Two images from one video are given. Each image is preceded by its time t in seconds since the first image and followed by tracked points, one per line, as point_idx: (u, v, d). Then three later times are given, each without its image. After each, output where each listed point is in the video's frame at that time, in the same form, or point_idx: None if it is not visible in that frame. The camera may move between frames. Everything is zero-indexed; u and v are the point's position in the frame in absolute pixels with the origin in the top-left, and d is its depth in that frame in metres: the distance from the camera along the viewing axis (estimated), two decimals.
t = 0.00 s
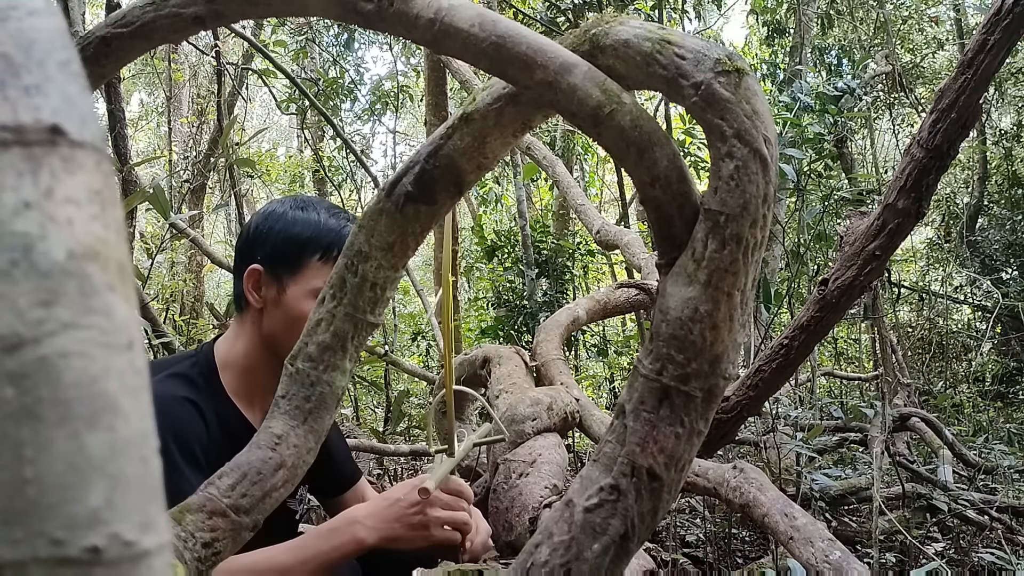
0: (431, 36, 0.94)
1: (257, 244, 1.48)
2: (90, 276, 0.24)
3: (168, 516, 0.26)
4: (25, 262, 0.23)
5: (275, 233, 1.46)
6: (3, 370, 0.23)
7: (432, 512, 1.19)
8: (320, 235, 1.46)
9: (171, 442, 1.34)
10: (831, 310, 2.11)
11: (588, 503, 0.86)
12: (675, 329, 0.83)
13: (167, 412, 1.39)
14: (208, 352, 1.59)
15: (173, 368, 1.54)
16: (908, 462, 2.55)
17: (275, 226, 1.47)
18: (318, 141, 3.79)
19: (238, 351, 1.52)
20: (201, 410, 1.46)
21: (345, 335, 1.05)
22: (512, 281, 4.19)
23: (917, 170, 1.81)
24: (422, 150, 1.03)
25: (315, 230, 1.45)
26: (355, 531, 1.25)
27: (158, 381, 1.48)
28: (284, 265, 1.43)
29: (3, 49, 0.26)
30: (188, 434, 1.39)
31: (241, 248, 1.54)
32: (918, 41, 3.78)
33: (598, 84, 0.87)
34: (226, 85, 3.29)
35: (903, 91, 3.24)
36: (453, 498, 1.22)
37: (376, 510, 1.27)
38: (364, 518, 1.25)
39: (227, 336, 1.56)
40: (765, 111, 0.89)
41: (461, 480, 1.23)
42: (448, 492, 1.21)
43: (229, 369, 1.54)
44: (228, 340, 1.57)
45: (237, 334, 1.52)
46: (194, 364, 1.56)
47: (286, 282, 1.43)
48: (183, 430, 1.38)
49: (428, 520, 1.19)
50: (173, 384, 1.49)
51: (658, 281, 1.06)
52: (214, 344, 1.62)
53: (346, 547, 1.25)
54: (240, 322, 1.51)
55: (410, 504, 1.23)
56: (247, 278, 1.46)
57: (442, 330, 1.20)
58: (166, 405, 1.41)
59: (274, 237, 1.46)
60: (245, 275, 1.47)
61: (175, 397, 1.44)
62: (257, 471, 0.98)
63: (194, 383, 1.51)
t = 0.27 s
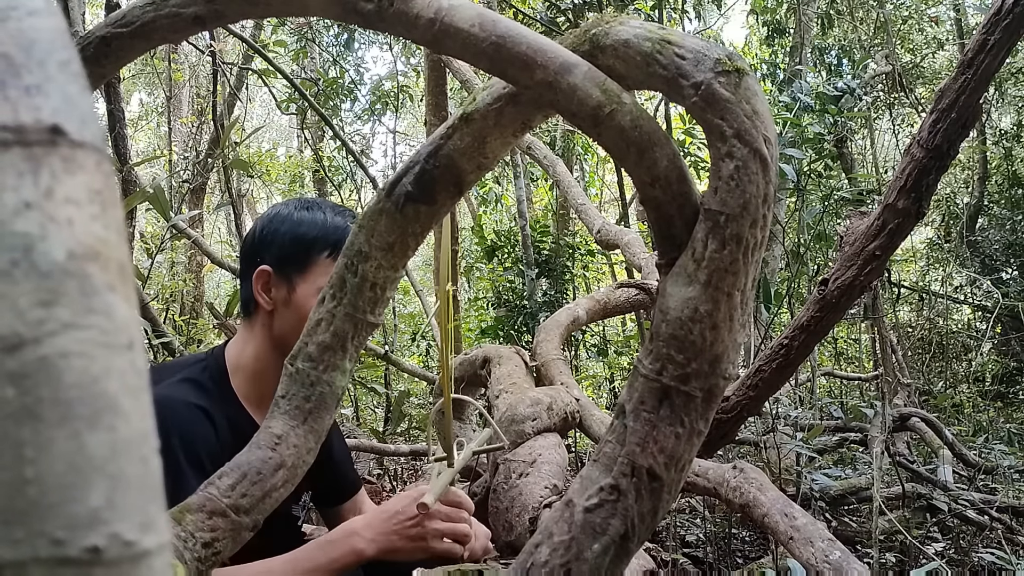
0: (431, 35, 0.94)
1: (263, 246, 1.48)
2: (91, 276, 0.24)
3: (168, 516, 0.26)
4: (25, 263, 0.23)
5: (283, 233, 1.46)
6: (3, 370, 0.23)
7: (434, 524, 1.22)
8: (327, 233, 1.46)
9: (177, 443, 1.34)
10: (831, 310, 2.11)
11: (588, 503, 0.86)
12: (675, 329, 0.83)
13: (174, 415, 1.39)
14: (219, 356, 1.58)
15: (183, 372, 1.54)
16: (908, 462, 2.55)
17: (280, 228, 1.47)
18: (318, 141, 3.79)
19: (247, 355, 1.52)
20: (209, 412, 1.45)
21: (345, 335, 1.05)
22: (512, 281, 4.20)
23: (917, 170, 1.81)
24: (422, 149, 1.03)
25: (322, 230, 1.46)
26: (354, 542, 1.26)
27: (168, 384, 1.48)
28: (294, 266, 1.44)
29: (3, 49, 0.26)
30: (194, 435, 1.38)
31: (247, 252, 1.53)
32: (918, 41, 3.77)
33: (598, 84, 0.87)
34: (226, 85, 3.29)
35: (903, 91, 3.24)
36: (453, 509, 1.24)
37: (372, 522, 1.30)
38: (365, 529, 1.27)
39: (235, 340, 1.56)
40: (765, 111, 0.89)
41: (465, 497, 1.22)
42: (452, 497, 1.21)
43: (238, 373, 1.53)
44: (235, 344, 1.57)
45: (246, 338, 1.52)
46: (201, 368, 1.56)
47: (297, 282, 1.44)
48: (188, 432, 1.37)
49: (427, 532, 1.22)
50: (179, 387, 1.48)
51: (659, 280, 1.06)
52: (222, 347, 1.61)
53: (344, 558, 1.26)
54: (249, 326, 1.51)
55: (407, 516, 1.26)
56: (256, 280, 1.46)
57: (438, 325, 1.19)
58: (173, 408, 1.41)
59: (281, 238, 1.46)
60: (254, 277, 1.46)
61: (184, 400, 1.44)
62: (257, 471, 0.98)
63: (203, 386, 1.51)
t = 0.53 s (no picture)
0: (431, 35, 0.94)
1: (273, 247, 1.51)
2: (90, 275, 0.24)
3: (168, 516, 0.26)
4: (24, 262, 0.23)
5: (293, 234, 1.50)
6: (2, 370, 0.23)
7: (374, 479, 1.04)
8: (337, 234, 1.51)
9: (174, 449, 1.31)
10: (831, 310, 2.11)
11: (588, 503, 0.86)
12: (675, 329, 0.83)
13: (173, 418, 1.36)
14: (224, 359, 1.55)
15: (188, 373, 1.51)
16: (908, 462, 2.55)
17: (291, 230, 1.51)
18: (317, 141, 3.79)
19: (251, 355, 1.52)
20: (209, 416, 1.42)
21: (345, 335, 1.05)
22: (512, 281, 4.20)
23: (917, 170, 1.81)
24: (422, 149, 1.03)
25: (332, 231, 1.50)
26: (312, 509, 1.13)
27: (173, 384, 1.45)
28: (306, 266, 1.48)
29: (2, 49, 0.26)
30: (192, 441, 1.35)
31: (252, 253, 1.55)
32: (918, 42, 3.78)
33: (598, 85, 0.87)
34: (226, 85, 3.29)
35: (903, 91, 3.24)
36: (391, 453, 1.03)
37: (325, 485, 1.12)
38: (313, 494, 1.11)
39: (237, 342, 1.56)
40: (765, 111, 0.89)
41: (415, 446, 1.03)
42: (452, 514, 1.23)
43: (242, 375, 1.51)
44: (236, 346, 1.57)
45: (252, 338, 1.53)
46: (205, 367, 1.54)
47: (308, 281, 1.48)
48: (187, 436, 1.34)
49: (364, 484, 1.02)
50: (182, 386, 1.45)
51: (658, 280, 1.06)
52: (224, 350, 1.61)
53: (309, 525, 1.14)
54: (255, 326, 1.52)
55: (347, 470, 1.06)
56: (267, 278, 1.48)
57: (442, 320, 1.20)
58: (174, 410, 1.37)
59: (291, 239, 1.49)
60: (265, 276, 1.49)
61: (186, 401, 1.41)
62: (257, 471, 0.98)
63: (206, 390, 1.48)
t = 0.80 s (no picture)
0: (431, 35, 0.94)
1: (279, 248, 1.50)
2: (90, 275, 0.24)
3: (168, 515, 0.26)
4: (24, 262, 0.23)
5: (304, 238, 1.49)
6: (2, 369, 0.23)
7: (430, 418, 1.16)
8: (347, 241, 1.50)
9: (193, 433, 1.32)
10: (831, 310, 2.11)
11: (588, 503, 0.86)
12: (675, 329, 0.83)
13: (185, 405, 1.37)
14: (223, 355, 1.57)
15: (187, 367, 1.51)
16: (908, 462, 2.55)
17: (299, 232, 1.50)
18: (317, 141, 3.79)
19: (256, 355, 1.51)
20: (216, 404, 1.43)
21: (345, 335, 1.05)
22: (512, 281, 4.20)
23: (917, 170, 1.81)
24: (422, 149, 1.03)
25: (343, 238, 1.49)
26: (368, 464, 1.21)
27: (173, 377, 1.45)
28: (314, 270, 1.47)
29: (2, 49, 0.26)
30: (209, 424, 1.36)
31: (260, 254, 1.54)
32: (918, 42, 3.77)
33: (598, 85, 0.87)
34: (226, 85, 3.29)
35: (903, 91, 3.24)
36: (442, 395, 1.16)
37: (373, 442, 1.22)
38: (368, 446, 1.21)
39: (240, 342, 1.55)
40: (766, 111, 0.89)
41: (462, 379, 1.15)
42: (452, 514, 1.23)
43: (246, 371, 1.52)
44: (239, 346, 1.56)
45: (256, 338, 1.52)
46: (206, 364, 1.54)
47: (315, 283, 1.47)
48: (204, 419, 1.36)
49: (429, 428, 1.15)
50: (185, 379, 1.46)
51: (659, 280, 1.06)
52: (227, 349, 1.59)
53: (368, 482, 1.22)
54: (260, 326, 1.51)
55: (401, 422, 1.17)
56: (274, 279, 1.47)
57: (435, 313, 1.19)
58: (181, 399, 1.38)
59: (302, 242, 1.49)
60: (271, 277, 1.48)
61: (190, 391, 1.42)
62: (257, 471, 0.97)
63: (210, 383, 1.49)
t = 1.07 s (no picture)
0: (431, 35, 0.94)
1: (292, 253, 1.51)
2: (90, 276, 0.24)
3: (168, 516, 0.26)
4: (24, 262, 0.23)
5: (317, 244, 1.50)
6: (2, 370, 0.23)
7: (430, 424, 1.16)
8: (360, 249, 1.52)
9: (206, 439, 1.30)
10: (831, 310, 2.11)
11: (588, 503, 0.86)
12: (675, 329, 0.83)
13: (199, 407, 1.35)
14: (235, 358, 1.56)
15: (200, 370, 1.50)
16: (908, 462, 2.55)
17: (312, 238, 1.51)
18: (317, 141, 3.79)
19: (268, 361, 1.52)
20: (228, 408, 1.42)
21: (345, 335, 1.05)
22: (512, 281, 4.20)
23: (917, 170, 1.81)
24: (422, 149, 1.03)
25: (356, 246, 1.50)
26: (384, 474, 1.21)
27: (186, 379, 1.45)
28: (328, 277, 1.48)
29: (2, 49, 0.26)
30: (221, 426, 1.34)
31: (270, 258, 1.54)
32: (918, 42, 3.77)
33: (598, 85, 0.87)
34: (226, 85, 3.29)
35: (903, 91, 3.24)
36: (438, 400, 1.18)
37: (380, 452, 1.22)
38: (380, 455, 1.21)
39: (250, 347, 1.55)
40: (766, 111, 0.89)
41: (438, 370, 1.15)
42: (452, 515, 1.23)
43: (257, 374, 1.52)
44: (249, 350, 1.56)
45: (270, 343, 1.52)
46: (217, 366, 1.53)
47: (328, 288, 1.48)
48: (218, 423, 1.34)
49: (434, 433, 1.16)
50: (196, 382, 1.45)
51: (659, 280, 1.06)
52: (238, 353, 1.59)
53: (382, 490, 1.22)
54: (274, 331, 1.51)
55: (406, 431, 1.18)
56: (287, 284, 1.47)
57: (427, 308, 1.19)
58: (196, 401, 1.37)
59: (315, 249, 1.49)
60: (284, 282, 1.48)
61: (204, 394, 1.41)
62: (257, 471, 0.97)
63: (221, 386, 1.48)
